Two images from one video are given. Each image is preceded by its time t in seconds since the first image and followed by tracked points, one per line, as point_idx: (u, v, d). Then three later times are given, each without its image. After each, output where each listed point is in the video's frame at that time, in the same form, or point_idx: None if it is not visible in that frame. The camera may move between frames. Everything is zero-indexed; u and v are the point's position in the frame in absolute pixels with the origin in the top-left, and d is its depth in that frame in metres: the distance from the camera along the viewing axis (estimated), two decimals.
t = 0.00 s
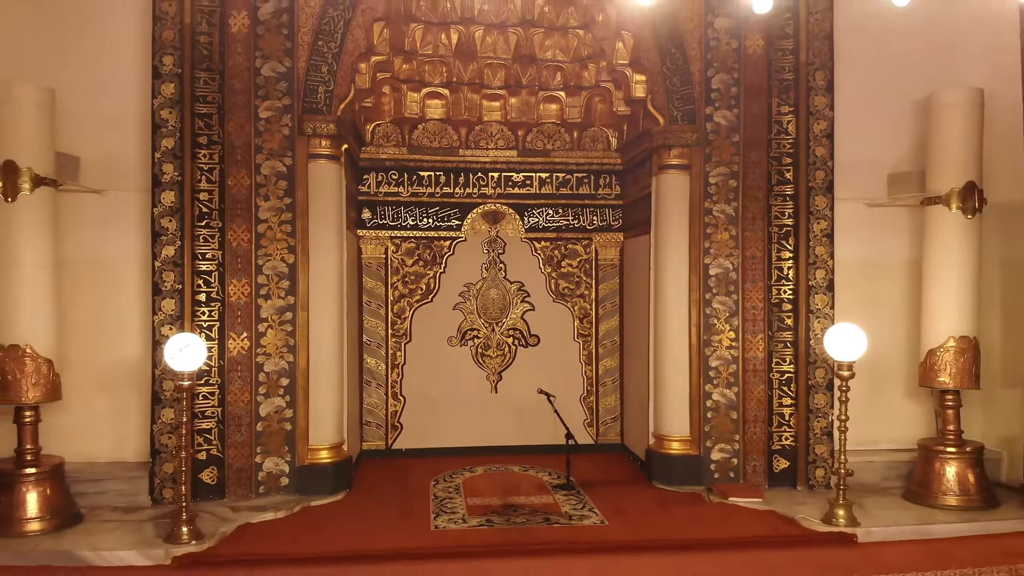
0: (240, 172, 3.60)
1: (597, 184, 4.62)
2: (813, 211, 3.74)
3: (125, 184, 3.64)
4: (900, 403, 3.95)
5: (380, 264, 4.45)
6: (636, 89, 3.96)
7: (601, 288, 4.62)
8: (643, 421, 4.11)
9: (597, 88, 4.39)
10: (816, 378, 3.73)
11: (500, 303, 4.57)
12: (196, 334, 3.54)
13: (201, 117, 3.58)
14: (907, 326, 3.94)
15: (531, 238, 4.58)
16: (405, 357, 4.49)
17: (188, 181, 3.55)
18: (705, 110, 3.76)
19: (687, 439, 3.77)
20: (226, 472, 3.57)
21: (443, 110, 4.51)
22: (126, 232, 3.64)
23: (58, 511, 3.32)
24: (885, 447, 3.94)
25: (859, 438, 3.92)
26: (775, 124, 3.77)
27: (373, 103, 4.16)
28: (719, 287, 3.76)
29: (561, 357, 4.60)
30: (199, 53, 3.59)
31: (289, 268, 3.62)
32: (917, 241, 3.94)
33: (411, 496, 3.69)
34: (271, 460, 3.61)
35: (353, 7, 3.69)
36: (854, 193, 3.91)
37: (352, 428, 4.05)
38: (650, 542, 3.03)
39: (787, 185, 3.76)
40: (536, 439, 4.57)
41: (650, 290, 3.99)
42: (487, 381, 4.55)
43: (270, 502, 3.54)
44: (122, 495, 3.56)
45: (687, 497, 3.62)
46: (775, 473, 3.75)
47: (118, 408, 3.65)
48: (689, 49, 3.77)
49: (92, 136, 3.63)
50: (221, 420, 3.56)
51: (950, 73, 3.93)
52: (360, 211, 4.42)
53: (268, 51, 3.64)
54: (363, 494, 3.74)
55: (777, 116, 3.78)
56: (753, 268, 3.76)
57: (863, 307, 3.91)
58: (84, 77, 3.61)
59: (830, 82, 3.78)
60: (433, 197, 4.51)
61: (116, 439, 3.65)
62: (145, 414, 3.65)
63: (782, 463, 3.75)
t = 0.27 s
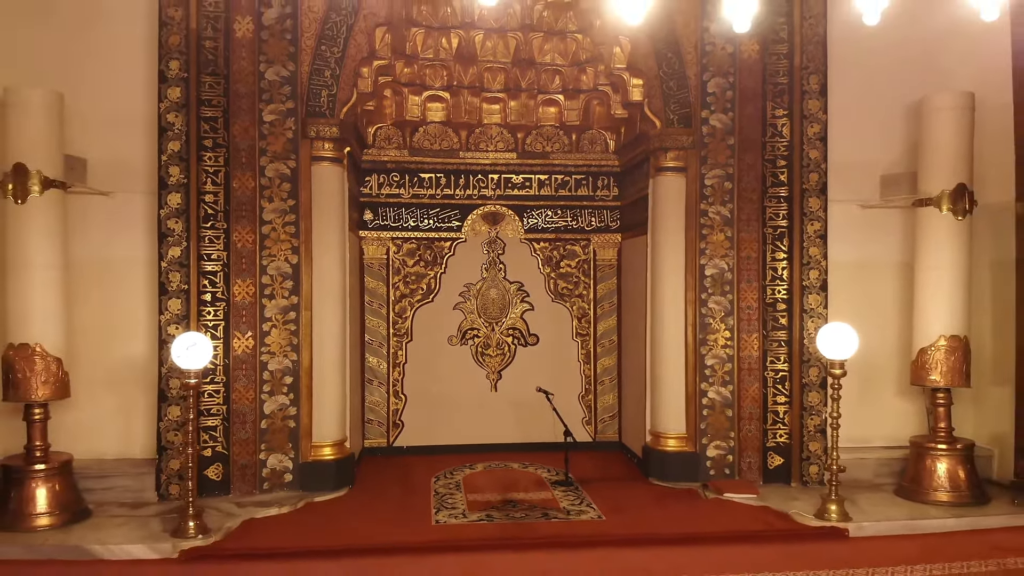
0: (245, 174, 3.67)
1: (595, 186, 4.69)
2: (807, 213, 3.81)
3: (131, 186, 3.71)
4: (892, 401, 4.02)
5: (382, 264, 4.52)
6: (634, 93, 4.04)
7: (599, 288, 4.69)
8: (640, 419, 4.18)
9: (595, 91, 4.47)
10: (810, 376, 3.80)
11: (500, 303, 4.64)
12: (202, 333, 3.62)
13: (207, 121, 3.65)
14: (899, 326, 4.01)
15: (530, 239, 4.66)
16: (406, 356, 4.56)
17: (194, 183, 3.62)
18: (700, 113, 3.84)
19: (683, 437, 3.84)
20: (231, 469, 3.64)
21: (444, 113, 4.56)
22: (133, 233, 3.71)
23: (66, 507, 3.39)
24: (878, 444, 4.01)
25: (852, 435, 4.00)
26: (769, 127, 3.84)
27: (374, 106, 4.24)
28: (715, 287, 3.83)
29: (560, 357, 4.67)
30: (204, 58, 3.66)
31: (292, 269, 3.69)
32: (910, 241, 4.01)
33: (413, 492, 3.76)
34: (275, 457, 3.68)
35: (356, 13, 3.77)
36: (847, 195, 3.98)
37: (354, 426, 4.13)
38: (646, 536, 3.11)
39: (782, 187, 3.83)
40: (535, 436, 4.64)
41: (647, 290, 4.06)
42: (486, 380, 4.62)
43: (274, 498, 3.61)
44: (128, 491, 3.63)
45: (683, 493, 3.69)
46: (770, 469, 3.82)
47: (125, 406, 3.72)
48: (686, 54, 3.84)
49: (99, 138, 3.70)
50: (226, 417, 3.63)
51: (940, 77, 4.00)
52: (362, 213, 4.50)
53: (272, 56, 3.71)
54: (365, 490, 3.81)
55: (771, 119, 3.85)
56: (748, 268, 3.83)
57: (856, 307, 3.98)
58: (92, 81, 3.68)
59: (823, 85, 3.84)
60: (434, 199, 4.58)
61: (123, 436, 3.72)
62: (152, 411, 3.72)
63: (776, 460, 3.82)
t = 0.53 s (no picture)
0: (250, 177, 3.75)
1: (593, 187, 4.77)
2: (801, 214, 3.89)
3: (138, 188, 3.78)
4: (885, 399, 4.09)
5: (383, 265, 4.60)
6: (631, 97, 4.16)
7: (597, 288, 4.77)
8: (637, 416, 4.26)
9: (594, 94, 4.53)
10: (804, 374, 3.87)
11: (500, 303, 4.72)
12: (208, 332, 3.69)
13: (213, 124, 3.72)
14: (892, 325, 4.08)
15: (530, 240, 4.73)
16: (408, 355, 4.63)
17: (200, 185, 3.70)
18: (697, 116, 3.91)
19: (680, 434, 3.91)
20: (236, 465, 3.71)
21: (445, 116, 4.62)
22: (140, 234, 3.78)
23: (75, 502, 3.46)
24: (871, 441, 4.09)
25: (845, 433, 4.07)
26: (764, 130, 3.92)
27: (377, 109, 4.31)
28: (711, 287, 3.91)
29: (559, 355, 4.74)
30: (210, 62, 3.74)
31: (296, 269, 3.77)
32: (902, 242, 4.08)
33: (414, 488, 3.84)
34: (279, 453, 3.75)
35: (358, 18, 3.84)
36: (841, 197, 4.06)
37: (357, 423, 4.20)
38: (642, 530, 3.18)
39: (776, 189, 3.91)
40: (534, 434, 4.72)
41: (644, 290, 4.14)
42: (487, 378, 4.70)
43: (279, 493, 3.68)
44: (135, 486, 3.70)
45: (680, 489, 3.77)
46: (765, 466, 3.90)
47: (132, 404, 3.79)
48: (681, 59, 3.91)
49: (107, 141, 3.77)
50: (232, 415, 3.70)
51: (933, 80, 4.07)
52: (365, 214, 4.58)
53: (277, 60, 3.78)
54: (367, 486, 3.89)
55: (766, 123, 3.92)
56: (743, 268, 3.91)
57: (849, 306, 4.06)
58: (100, 85, 3.75)
59: (817, 89, 3.92)
60: (435, 200, 4.65)
61: (130, 433, 3.80)
62: (158, 409, 3.80)
63: (771, 457, 3.89)
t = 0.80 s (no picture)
0: (256, 179, 3.83)
1: (592, 189, 4.85)
2: (795, 216, 3.97)
3: (146, 190, 3.86)
4: (877, 396, 4.18)
5: (385, 265, 4.68)
6: (629, 101, 4.25)
7: (595, 288, 4.85)
8: (635, 413, 4.34)
9: (592, 98, 4.57)
10: (798, 372, 3.95)
11: (500, 302, 4.80)
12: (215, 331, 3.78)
13: (219, 128, 3.81)
14: (884, 324, 4.17)
15: (529, 241, 4.81)
16: (409, 354, 4.72)
17: (207, 188, 3.78)
18: (692, 120, 4.00)
19: (676, 431, 3.99)
20: (242, 461, 3.79)
21: (446, 119, 4.71)
22: (148, 235, 3.86)
23: (85, 497, 3.54)
24: (863, 438, 4.17)
25: (838, 430, 4.16)
26: (759, 134, 4.00)
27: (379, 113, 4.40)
28: (706, 287, 4.00)
29: (558, 354, 4.83)
30: (217, 67, 3.82)
31: (301, 269, 3.86)
32: (894, 243, 4.16)
33: (416, 484, 3.92)
34: (284, 450, 3.84)
35: (361, 24, 3.93)
36: (834, 198, 4.14)
37: (360, 421, 4.28)
38: (638, 523, 3.27)
39: (770, 190, 3.99)
40: (534, 431, 4.80)
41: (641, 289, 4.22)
42: (487, 376, 4.78)
43: (283, 489, 3.77)
44: (143, 482, 3.79)
45: (676, 485, 3.85)
46: (759, 462, 3.98)
47: (140, 402, 3.87)
48: (677, 63, 3.99)
49: (115, 145, 3.85)
50: (237, 412, 3.79)
51: (924, 84, 4.16)
52: (367, 215, 4.66)
53: (282, 65, 3.87)
54: (370, 482, 3.97)
55: (760, 126, 4.00)
56: (738, 269, 3.99)
57: (842, 306, 4.14)
58: (109, 90, 3.84)
59: (810, 93, 4.00)
60: (436, 202, 4.74)
61: (138, 430, 3.88)
62: (166, 406, 3.88)
63: (765, 453, 3.98)
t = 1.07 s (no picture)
0: (261, 181, 3.91)
1: (590, 191, 4.93)
2: (789, 217, 4.05)
3: (153, 192, 3.94)
4: (871, 394, 4.26)
5: (387, 265, 4.76)
6: (626, 103, 4.30)
7: (594, 288, 4.93)
8: (633, 411, 4.42)
9: (591, 101, 4.63)
10: (793, 371, 4.03)
11: (500, 302, 4.88)
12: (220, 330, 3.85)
13: (225, 130, 3.88)
14: (877, 323, 4.25)
15: (529, 241, 4.89)
16: (411, 353, 4.79)
17: (213, 189, 3.86)
18: (689, 123, 4.08)
19: (673, 428, 4.07)
20: (247, 457, 3.87)
21: (447, 122, 4.77)
22: (155, 236, 3.94)
23: (94, 492, 3.61)
24: (857, 435, 4.24)
25: (832, 427, 4.23)
26: (754, 136, 4.07)
27: (382, 116, 4.48)
28: (702, 287, 4.08)
29: (557, 353, 4.90)
30: (222, 71, 3.90)
31: (305, 269, 3.94)
32: (887, 243, 4.24)
33: (418, 480, 3.99)
34: (289, 446, 3.91)
35: (365, 29, 4.01)
36: (828, 200, 4.22)
37: (362, 418, 4.36)
38: (635, 518, 3.35)
39: (765, 192, 4.07)
40: (533, 429, 4.88)
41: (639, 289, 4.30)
42: (488, 375, 4.86)
43: (288, 484, 3.84)
44: (151, 478, 3.87)
45: (672, 480, 3.93)
46: (755, 459, 4.05)
47: (147, 399, 3.95)
48: (674, 67, 4.07)
49: (123, 147, 3.93)
50: (243, 409, 3.86)
51: (917, 88, 4.24)
52: (369, 216, 4.74)
53: (286, 69, 3.95)
54: (373, 478, 4.05)
55: (756, 128, 4.07)
56: (734, 269, 4.06)
57: (836, 305, 4.22)
58: (117, 93, 3.92)
59: (805, 96, 4.08)
60: (437, 203, 4.81)
61: (145, 427, 3.96)
62: (172, 404, 3.96)
63: (761, 450, 4.05)
